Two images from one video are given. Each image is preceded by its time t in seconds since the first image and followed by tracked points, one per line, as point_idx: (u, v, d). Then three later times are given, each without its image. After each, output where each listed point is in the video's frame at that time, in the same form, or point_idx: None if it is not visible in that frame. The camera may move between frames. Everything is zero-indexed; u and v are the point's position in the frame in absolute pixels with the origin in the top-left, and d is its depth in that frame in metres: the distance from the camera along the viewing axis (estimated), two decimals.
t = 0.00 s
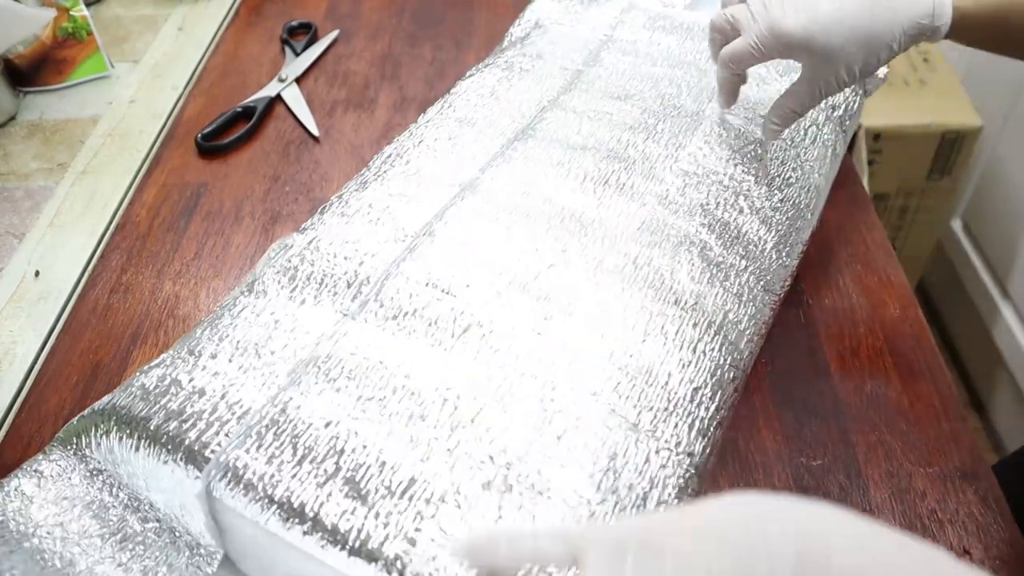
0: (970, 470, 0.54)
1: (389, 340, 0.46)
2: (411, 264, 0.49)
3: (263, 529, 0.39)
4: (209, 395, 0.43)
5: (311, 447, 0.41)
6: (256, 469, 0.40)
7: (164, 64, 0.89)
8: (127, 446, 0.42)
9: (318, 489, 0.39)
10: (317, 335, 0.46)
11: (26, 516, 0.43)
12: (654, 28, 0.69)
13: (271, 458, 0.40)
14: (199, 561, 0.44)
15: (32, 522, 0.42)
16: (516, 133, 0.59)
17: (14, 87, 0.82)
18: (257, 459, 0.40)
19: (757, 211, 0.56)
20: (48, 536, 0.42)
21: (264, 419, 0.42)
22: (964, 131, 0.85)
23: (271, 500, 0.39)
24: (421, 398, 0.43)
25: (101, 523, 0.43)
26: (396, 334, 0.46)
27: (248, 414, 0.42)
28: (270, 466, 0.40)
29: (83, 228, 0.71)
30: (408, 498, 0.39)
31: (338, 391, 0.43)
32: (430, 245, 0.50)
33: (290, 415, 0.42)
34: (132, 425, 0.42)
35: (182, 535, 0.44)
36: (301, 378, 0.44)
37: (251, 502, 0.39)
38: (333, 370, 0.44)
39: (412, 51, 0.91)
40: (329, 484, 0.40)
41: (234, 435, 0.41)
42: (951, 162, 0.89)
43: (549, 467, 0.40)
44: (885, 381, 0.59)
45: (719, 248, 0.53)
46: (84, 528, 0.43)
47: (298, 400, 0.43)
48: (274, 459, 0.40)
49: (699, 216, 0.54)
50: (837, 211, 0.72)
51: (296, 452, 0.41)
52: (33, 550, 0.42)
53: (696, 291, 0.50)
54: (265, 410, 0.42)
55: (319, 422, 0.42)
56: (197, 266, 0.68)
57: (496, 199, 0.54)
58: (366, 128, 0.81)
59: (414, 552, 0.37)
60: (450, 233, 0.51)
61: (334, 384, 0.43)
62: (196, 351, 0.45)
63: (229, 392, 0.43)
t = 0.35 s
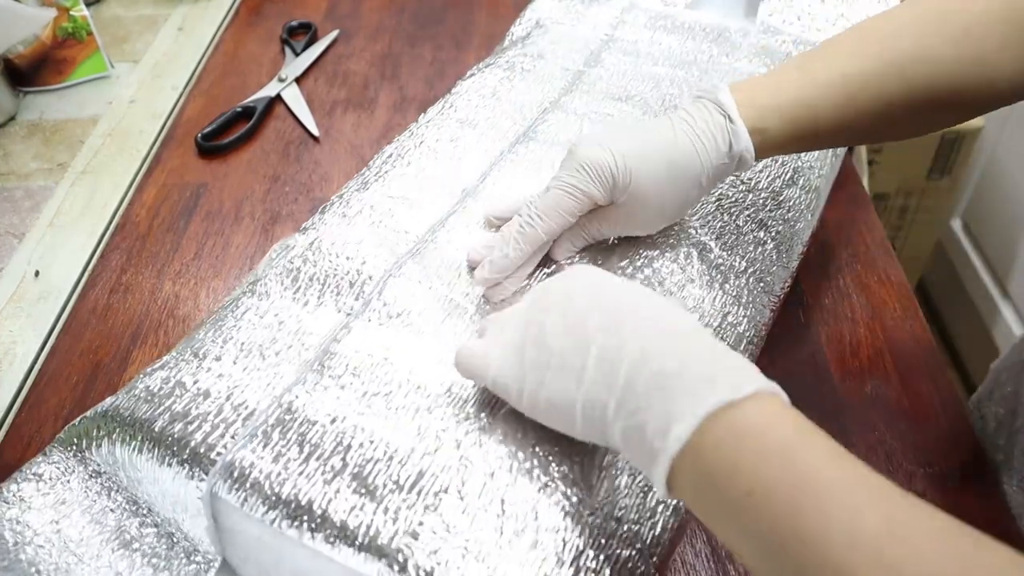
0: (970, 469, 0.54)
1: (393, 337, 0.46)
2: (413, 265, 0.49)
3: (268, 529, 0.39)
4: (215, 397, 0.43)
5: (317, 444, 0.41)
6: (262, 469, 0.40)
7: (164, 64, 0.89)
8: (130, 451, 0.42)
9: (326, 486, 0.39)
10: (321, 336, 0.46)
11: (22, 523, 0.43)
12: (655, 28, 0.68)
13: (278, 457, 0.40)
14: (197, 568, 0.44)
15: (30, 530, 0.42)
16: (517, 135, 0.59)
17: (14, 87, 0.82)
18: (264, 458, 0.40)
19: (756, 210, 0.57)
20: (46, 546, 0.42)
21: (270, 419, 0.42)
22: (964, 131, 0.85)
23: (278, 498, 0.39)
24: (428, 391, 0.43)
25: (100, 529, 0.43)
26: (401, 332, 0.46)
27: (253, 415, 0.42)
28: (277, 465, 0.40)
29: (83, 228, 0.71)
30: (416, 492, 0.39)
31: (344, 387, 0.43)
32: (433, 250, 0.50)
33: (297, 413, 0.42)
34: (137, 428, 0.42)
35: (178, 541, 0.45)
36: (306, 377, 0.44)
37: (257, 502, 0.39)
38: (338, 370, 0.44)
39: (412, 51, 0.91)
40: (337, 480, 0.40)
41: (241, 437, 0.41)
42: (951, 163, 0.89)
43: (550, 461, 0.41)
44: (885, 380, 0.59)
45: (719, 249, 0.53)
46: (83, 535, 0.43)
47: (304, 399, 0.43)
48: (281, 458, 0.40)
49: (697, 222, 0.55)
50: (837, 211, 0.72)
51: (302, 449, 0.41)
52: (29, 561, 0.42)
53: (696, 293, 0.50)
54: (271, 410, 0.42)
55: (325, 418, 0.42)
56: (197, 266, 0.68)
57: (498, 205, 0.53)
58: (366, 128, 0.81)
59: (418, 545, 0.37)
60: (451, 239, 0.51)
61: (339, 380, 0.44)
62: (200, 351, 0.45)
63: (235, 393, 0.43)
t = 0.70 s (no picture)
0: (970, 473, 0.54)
1: (390, 340, 0.46)
2: (412, 267, 0.49)
3: (264, 531, 0.39)
4: (211, 397, 0.43)
5: (313, 448, 0.41)
6: (257, 471, 0.40)
7: (164, 64, 0.89)
8: (126, 450, 0.42)
9: (321, 490, 0.40)
10: (318, 338, 0.46)
11: (24, 518, 0.43)
12: (655, 28, 0.68)
13: (274, 460, 0.40)
14: (198, 565, 0.44)
15: (31, 525, 0.42)
16: (517, 135, 0.59)
17: (14, 87, 0.82)
18: (260, 460, 0.40)
19: (755, 208, 0.56)
20: (47, 541, 0.42)
21: (265, 420, 0.42)
22: (965, 131, 0.85)
23: (274, 501, 0.39)
24: (422, 399, 0.43)
25: (101, 526, 0.43)
26: (399, 336, 0.46)
27: (249, 416, 0.42)
28: (273, 467, 0.40)
29: (83, 228, 0.71)
30: (411, 498, 0.39)
31: (340, 390, 0.43)
32: (430, 250, 0.50)
33: (292, 416, 0.42)
34: (133, 428, 0.42)
35: (180, 537, 0.45)
36: (304, 378, 0.44)
37: (252, 504, 0.39)
38: (336, 372, 0.44)
39: (412, 51, 0.91)
40: (332, 485, 0.40)
41: (236, 437, 0.41)
42: (951, 162, 0.89)
43: (547, 464, 0.41)
44: (885, 381, 0.59)
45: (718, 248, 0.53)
46: (84, 532, 0.43)
47: (300, 401, 0.43)
48: (277, 460, 0.40)
49: (697, 220, 0.55)
50: (837, 210, 0.72)
51: (298, 452, 0.41)
52: (33, 556, 0.42)
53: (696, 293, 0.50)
54: (267, 411, 0.42)
55: (321, 422, 0.42)
56: (197, 266, 0.68)
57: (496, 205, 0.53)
58: (366, 128, 0.81)
59: (417, 551, 0.37)
60: (447, 241, 0.51)
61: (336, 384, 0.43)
62: (197, 351, 0.45)
63: (231, 393, 0.43)
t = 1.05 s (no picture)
0: (968, 474, 0.54)
1: (391, 345, 0.46)
2: (412, 266, 0.49)
3: (265, 535, 0.39)
4: (212, 399, 0.43)
5: (314, 453, 0.41)
6: (258, 475, 0.40)
7: (164, 64, 0.89)
8: (127, 451, 0.42)
9: (322, 494, 0.40)
10: (320, 340, 0.46)
11: (23, 523, 0.43)
12: (655, 28, 0.68)
13: (275, 464, 0.40)
14: (198, 567, 0.44)
15: (30, 529, 0.43)
16: (518, 134, 0.59)
17: (14, 87, 0.82)
18: (260, 464, 0.40)
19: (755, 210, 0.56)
20: (47, 546, 0.42)
21: (266, 424, 0.42)
22: (964, 132, 0.85)
23: (274, 505, 0.39)
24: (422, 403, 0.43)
25: (101, 529, 0.44)
26: (399, 340, 0.46)
27: (250, 419, 0.42)
28: (274, 471, 0.40)
29: (83, 228, 0.71)
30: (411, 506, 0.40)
31: (342, 397, 0.43)
32: (431, 248, 0.50)
33: (294, 419, 0.42)
34: (133, 431, 0.42)
35: (180, 539, 0.45)
36: (305, 382, 0.44)
37: (253, 508, 0.39)
38: (336, 375, 0.44)
39: (412, 51, 0.91)
40: (334, 490, 0.40)
41: (237, 440, 0.41)
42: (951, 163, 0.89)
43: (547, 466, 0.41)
44: (885, 381, 0.59)
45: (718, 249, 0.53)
46: (84, 535, 0.43)
47: (302, 406, 0.43)
48: (278, 465, 0.40)
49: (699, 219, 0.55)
50: (837, 210, 0.72)
51: (300, 457, 0.41)
52: (32, 561, 0.42)
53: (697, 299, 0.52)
54: (268, 414, 0.42)
55: (323, 428, 0.42)
56: (197, 266, 0.68)
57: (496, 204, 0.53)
58: (366, 128, 0.81)
59: (416, 560, 0.38)
60: (450, 237, 0.51)
61: (338, 391, 0.43)
62: (197, 352, 0.45)
63: (231, 397, 0.43)
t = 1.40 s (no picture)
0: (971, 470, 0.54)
1: (391, 344, 0.46)
2: (414, 265, 0.49)
3: (265, 534, 0.40)
4: (212, 399, 0.43)
5: (314, 453, 0.41)
6: (258, 474, 0.40)
7: (164, 64, 0.89)
8: (127, 450, 0.42)
9: (322, 494, 0.40)
10: (320, 340, 0.46)
11: (22, 523, 0.43)
12: (655, 27, 0.68)
13: (274, 463, 0.40)
14: (197, 567, 0.43)
15: (30, 530, 0.43)
16: (518, 134, 0.59)
17: (14, 87, 0.82)
18: (261, 464, 0.40)
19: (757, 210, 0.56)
20: (47, 547, 0.42)
21: (266, 423, 0.42)
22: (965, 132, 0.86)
23: (274, 504, 0.39)
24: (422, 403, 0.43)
25: (101, 529, 0.44)
26: (399, 339, 0.46)
27: (250, 418, 0.42)
28: (274, 471, 0.40)
29: (83, 228, 0.71)
30: (411, 506, 0.40)
31: (342, 395, 0.43)
32: (431, 248, 0.50)
33: (294, 419, 0.42)
34: (133, 431, 0.42)
35: (179, 539, 0.45)
36: (305, 383, 0.44)
37: (253, 507, 0.39)
38: (336, 375, 0.44)
39: (412, 51, 0.91)
40: (334, 490, 0.40)
41: (237, 440, 0.41)
42: (951, 162, 0.89)
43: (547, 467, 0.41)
44: (885, 381, 0.59)
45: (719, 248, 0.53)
46: (84, 535, 0.43)
47: (301, 405, 0.43)
48: (277, 465, 0.40)
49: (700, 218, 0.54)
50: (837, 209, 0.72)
51: (299, 457, 0.41)
52: (32, 561, 0.42)
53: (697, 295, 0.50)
54: (268, 413, 0.42)
55: (323, 428, 0.42)
56: (197, 266, 0.68)
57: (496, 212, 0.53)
58: (366, 128, 0.81)
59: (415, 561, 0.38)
60: (451, 237, 0.51)
61: (338, 389, 0.43)
62: (197, 352, 0.45)
63: (231, 396, 0.43)
